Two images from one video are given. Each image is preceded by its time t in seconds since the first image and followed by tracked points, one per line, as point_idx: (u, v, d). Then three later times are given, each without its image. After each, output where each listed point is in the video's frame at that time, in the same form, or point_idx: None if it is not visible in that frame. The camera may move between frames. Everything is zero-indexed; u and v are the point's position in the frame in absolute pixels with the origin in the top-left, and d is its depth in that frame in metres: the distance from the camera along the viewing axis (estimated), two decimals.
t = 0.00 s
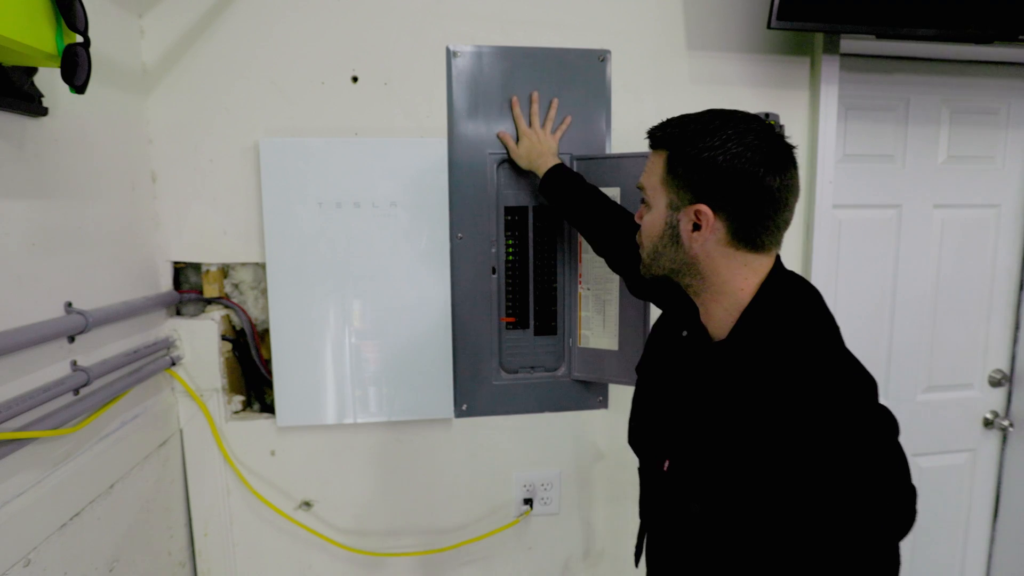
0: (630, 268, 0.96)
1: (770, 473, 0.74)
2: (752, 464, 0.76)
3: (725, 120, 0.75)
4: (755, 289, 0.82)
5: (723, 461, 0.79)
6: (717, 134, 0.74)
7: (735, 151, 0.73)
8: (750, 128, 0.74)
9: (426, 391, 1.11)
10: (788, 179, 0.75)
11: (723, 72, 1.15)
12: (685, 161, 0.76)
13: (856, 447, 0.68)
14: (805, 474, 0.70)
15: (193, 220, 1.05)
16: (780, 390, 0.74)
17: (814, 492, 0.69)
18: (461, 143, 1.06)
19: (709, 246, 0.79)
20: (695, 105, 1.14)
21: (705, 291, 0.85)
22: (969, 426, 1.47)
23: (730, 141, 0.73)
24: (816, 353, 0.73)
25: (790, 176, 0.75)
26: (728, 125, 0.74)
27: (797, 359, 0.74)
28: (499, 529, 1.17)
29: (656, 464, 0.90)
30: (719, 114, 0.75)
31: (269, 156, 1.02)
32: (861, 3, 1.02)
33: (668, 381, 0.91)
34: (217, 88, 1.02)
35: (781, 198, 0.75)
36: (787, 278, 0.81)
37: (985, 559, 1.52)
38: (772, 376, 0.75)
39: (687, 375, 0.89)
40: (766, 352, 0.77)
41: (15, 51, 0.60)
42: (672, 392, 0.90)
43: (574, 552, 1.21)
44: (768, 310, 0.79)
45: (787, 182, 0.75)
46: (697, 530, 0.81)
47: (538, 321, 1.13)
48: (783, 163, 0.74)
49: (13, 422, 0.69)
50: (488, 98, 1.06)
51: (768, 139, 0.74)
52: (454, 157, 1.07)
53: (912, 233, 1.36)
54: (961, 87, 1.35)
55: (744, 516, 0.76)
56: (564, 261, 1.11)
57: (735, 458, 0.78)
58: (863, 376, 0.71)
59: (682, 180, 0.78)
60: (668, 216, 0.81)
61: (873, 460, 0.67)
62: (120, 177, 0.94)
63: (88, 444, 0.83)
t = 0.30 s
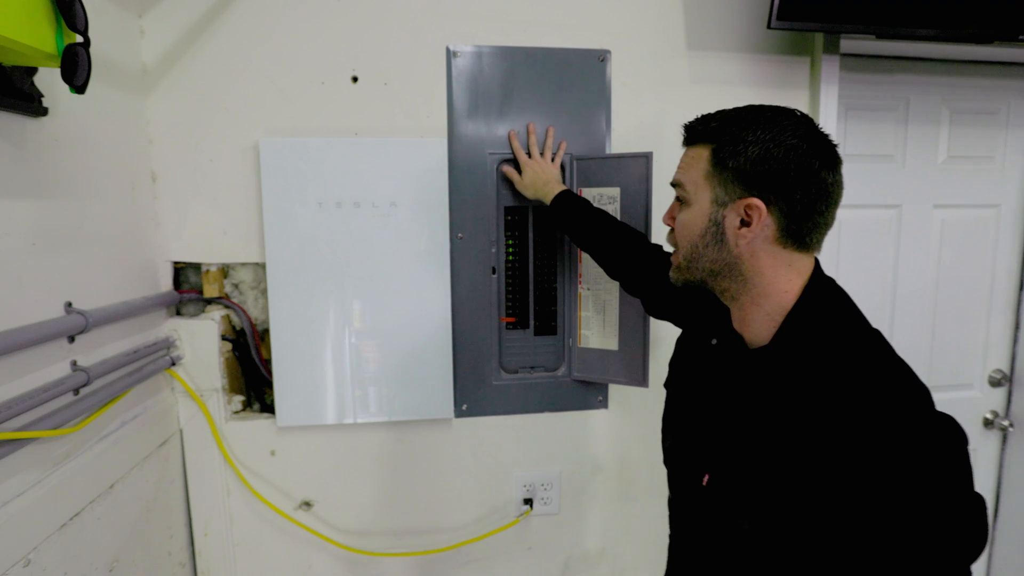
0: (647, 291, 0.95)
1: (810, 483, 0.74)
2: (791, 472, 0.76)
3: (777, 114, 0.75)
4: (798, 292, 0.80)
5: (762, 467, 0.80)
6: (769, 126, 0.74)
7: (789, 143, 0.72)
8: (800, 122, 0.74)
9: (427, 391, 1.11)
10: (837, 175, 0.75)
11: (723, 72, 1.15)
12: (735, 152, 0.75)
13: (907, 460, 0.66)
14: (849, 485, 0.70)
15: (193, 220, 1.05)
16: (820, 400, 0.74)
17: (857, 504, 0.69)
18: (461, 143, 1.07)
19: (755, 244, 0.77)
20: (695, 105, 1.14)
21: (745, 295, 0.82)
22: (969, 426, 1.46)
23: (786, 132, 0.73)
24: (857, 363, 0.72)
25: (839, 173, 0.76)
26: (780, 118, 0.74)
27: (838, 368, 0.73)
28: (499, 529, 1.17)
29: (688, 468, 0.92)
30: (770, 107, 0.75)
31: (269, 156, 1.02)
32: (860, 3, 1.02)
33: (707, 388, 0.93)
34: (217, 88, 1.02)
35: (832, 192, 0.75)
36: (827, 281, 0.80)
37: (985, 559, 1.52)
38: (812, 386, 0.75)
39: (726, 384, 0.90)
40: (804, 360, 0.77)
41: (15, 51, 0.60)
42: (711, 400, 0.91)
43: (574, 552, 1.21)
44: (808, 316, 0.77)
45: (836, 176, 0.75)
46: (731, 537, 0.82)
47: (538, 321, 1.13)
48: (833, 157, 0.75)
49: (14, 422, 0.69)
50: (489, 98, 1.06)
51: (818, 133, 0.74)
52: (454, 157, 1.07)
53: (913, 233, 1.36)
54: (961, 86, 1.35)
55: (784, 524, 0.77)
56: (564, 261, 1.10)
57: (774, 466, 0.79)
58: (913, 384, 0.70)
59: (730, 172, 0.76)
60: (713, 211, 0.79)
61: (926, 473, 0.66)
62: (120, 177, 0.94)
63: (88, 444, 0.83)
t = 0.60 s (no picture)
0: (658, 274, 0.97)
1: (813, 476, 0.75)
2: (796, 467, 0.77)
3: (786, 112, 0.74)
4: (808, 290, 0.80)
5: (767, 463, 0.81)
6: (778, 124, 0.73)
7: (798, 141, 0.71)
8: (810, 119, 0.73)
9: (427, 391, 1.11)
10: (850, 173, 0.74)
11: (723, 72, 1.15)
12: (742, 151, 0.75)
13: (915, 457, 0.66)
14: (862, 480, 0.70)
15: (194, 220, 1.05)
16: (829, 396, 0.74)
17: (858, 497, 0.69)
18: (461, 143, 1.07)
19: (764, 243, 0.77)
20: (695, 105, 1.15)
21: (755, 293, 0.82)
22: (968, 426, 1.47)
23: (794, 131, 0.72)
24: (866, 362, 0.72)
25: (853, 170, 0.74)
26: (789, 116, 0.73)
27: (848, 367, 0.73)
28: (499, 529, 1.17)
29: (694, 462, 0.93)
30: (779, 105, 0.74)
31: (269, 156, 1.02)
32: (860, 3, 1.02)
33: (712, 382, 0.93)
34: (217, 88, 1.03)
35: (844, 190, 0.73)
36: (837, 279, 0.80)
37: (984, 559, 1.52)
38: (820, 382, 0.76)
39: (732, 378, 0.90)
40: (813, 357, 0.77)
41: (16, 51, 0.60)
42: (716, 394, 0.92)
43: (574, 552, 1.21)
44: (817, 313, 0.78)
45: (849, 174, 0.74)
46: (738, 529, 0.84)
47: (538, 321, 1.13)
48: (844, 155, 0.73)
49: (14, 421, 0.69)
50: (489, 98, 1.06)
51: (828, 130, 0.73)
52: (454, 157, 1.07)
53: (912, 233, 1.37)
54: (961, 87, 1.35)
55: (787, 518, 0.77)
56: (564, 261, 1.10)
57: (780, 460, 0.79)
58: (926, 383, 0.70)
59: (738, 171, 0.76)
60: (721, 210, 0.79)
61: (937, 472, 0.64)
62: (121, 177, 0.94)
63: (88, 444, 0.83)
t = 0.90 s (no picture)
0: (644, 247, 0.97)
1: (793, 479, 0.74)
2: (774, 468, 0.76)
3: (783, 111, 0.72)
4: (785, 288, 0.80)
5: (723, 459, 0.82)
6: (773, 123, 0.72)
7: (790, 144, 0.70)
8: (804, 121, 0.72)
9: (426, 391, 1.11)
10: (837, 179, 0.73)
11: (723, 71, 1.14)
12: (734, 148, 0.74)
13: (884, 465, 0.68)
14: (826, 467, 0.71)
15: (193, 220, 1.05)
16: (818, 402, 0.73)
17: (837, 507, 0.70)
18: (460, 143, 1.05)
19: (746, 239, 0.77)
20: (695, 104, 1.14)
21: (733, 285, 0.83)
22: (970, 427, 1.46)
23: (786, 132, 0.71)
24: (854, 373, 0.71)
25: (841, 176, 0.73)
26: (784, 116, 0.72)
27: (838, 375, 0.72)
28: (499, 530, 1.17)
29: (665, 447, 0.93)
30: (778, 103, 0.73)
31: (268, 156, 1.01)
32: (861, 2, 1.02)
33: (689, 369, 0.91)
34: (216, 88, 1.02)
35: (827, 196, 0.73)
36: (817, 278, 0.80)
37: (986, 560, 1.51)
38: (809, 386, 0.74)
39: (711, 369, 0.89)
40: (799, 359, 0.76)
41: (15, 51, 0.60)
42: (693, 381, 0.90)
43: (574, 552, 1.21)
44: (800, 312, 0.77)
45: (837, 179, 0.73)
46: (701, 517, 0.84)
47: (538, 322, 1.12)
48: (833, 160, 0.72)
49: (13, 421, 0.69)
50: (489, 98, 1.04)
51: (821, 134, 0.72)
52: (454, 156, 1.05)
53: (913, 233, 1.36)
54: (962, 87, 1.35)
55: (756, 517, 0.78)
56: (564, 261, 1.10)
57: (757, 459, 0.78)
58: (910, 402, 0.70)
59: (728, 167, 0.75)
60: (707, 203, 0.78)
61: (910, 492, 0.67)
62: (119, 177, 0.93)
63: (87, 444, 0.83)
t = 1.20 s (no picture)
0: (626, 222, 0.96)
1: (752, 470, 0.73)
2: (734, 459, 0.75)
3: (768, 118, 0.72)
4: (756, 287, 0.81)
5: (695, 444, 0.80)
6: (756, 129, 0.72)
7: (770, 153, 0.71)
8: (787, 130, 0.72)
9: (427, 391, 1.10)
10: (813, 189, 0.74)
11: (723, 71, 1.14)
12: (717, 151, 0.74)
13: (841, 451, 0.68)
14: (793, 455, 0.70)
15: (193, 220, 1.05)
16: (786, 396, 0.72)
17: (790, 501, 0.70)
18: (461, 142, 1.06)
19: (722, 238, 0.78)
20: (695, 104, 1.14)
21: (707, 280, 0.84)
22: (970, 427, 1.46)
23: (768, 140, 0.71)
24: (824, 375, 0.71)
25: (816, 186, 0.75)
26: (768, 123, 0.72)
27: (808, 373, 0.72)
28: (499, 530, 1.17)
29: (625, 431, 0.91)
30: (763, 109, 0.73)
31: (268, 156, 1.01)
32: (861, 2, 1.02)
33: (659, 356, 0.91)
34: (216, 88, 1.02)
35: (801, 205, 0.75)
36: (788, 276, 0.81)
37: (986, 560, 1.51)
38: (779, 380, 0.73)
39: (681, 359, 0.88)
40: (769, 354, 0.76)
41: (15, 51, 0.60)
42: (661, 367, 0.89)
43: (574, 552, 1.21)
44: (770, 309, 0.78)
45: (812, 188, 0.74)
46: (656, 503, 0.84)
47: (538, 321, 1.12)
48: (811, 169, 0.73)
49: (13, 421, 0.69)
50: (489, 97, 1.06)
51: (801, 144, 0.73)
52: (454, 155, 1.06)
53: (913, 232, 1.36)
54: (962, 86, 1.34)
55: (703, 507, 0.76)
56: (564, 261, 1.10)
57: (716, 449, 0.77)
58: (877, 410, 0.70)
59: (710, 169, 0.75)
60: (688, 201, 0.79)
61: (861, 495, 0.67)
62: (119, 177, 0.93)
63: (87, 444, 0.83)
